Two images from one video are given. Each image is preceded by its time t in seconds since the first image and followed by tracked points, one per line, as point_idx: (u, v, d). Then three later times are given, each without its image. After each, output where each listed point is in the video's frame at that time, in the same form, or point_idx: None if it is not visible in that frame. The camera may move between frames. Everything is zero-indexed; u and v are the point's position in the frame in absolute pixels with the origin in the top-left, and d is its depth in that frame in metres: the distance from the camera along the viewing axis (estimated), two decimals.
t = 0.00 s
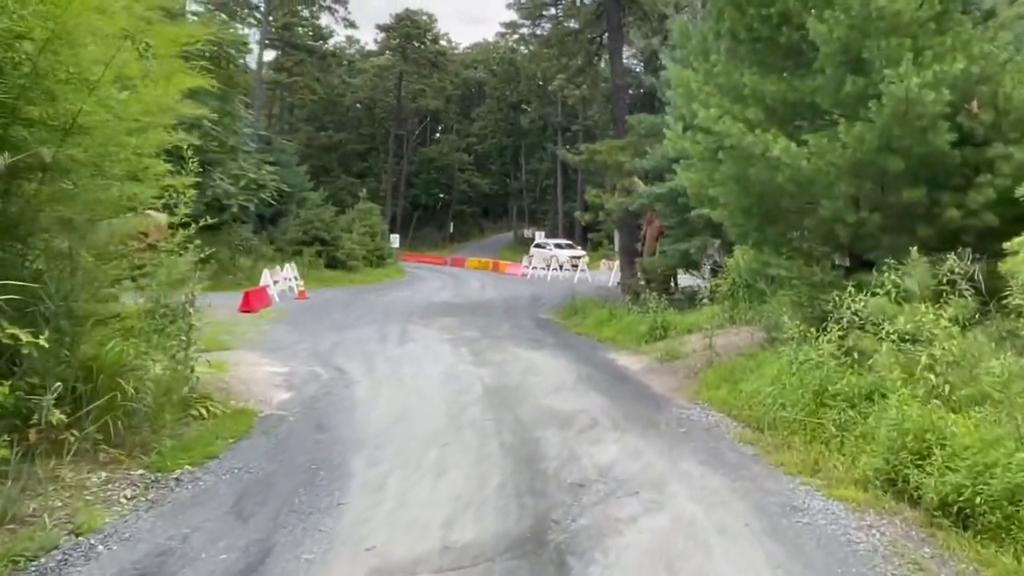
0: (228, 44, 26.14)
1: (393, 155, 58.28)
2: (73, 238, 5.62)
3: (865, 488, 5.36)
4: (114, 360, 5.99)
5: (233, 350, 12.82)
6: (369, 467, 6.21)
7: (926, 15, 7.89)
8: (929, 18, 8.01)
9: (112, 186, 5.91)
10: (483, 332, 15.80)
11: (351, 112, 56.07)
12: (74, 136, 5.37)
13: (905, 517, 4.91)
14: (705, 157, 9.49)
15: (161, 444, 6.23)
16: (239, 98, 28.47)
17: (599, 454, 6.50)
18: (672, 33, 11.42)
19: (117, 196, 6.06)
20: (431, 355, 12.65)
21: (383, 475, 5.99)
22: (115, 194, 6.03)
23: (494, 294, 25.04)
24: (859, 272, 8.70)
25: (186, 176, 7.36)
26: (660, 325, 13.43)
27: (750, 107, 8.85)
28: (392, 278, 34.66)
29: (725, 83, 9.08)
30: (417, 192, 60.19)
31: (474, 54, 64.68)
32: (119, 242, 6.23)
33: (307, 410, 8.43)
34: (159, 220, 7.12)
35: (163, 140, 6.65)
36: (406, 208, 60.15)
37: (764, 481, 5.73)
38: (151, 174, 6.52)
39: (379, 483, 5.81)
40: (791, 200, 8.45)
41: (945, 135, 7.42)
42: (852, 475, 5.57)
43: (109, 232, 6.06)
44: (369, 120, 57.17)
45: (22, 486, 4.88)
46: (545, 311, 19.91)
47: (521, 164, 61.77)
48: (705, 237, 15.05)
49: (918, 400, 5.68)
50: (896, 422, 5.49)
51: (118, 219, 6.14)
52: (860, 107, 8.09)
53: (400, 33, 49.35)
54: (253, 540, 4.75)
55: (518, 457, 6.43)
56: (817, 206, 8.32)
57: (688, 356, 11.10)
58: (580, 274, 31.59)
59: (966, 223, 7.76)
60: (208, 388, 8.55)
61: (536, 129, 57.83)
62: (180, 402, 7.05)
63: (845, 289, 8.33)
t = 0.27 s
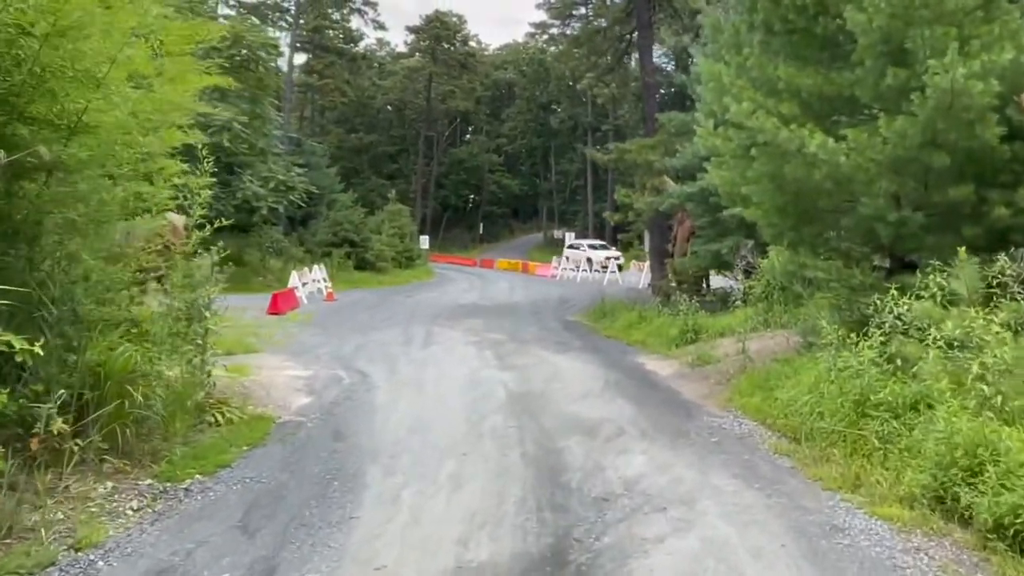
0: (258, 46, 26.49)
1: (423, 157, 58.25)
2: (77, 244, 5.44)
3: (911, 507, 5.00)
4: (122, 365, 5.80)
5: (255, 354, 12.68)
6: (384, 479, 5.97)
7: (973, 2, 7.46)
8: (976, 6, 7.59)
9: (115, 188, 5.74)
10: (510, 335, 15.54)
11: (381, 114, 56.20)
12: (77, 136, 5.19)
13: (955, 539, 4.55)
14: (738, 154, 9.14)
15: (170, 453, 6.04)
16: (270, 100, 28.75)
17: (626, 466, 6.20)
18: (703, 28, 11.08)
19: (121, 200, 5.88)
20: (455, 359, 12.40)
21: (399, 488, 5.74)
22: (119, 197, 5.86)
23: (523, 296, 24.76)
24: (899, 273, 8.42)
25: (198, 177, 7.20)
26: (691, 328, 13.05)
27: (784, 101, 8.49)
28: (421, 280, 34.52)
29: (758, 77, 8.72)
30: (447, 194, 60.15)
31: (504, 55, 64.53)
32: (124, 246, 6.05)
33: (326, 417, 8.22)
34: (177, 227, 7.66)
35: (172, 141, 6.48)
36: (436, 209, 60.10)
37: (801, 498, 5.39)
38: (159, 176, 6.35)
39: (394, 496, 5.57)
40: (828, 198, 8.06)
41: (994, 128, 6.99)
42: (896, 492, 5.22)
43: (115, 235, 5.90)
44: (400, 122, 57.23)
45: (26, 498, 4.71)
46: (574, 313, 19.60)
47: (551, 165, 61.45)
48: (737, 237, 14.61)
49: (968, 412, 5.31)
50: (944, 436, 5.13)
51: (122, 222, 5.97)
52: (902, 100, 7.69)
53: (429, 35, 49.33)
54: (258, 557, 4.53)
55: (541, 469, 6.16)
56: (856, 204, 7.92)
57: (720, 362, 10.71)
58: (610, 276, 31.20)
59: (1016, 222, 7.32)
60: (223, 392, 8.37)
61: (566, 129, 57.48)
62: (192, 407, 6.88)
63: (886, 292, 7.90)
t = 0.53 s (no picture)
0: (290, 48, 26.80)
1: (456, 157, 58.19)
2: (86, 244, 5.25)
3: (964, 528, 4.63)
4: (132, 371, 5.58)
5: (280, 355, 12.56)
6: (402, 488, 5.73)
7: None
8: None
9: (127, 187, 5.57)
10: (540, 336, 15.27)
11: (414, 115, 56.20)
12: (87, 132, 5.02)
13: (1013, 564, 4.19)
14: (775, 149, 8.77)
15: (182, 460, 5.86)
16: (302, 101, 28.99)
17: (656, 477, 5.89)
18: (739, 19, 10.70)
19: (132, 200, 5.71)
20: (482, 361, 12.15)
21: (416, 499, 5.50)
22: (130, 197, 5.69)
23: (554, 296, 24.47)
24: (950, 274, 8.01)
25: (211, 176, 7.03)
26: (726, 329, 12.67)
27: (824, 93, 8.10)
28: (452, 280, 34.37)
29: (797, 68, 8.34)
30: (479, 194, 60.02)
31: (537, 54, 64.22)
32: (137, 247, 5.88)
33: (347, 420, 8.03)
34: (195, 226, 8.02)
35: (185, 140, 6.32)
36: (469, 209, 60.01)
37: (844, 515, 5.04)
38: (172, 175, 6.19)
39: (411, 508, 5.32)
40: (871, 195, 7.67)
41: None
42: (947, 511, 4.85)
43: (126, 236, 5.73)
44: (432, 122, 57.20)
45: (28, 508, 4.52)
46: (606, 313, 19.27)
47: (584, 164, 61.00)
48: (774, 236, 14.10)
49: None
50: (1001, 451, 4.75)
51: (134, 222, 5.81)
52: (951, 91, 7.27)
53: (462, 34, 49.17)
54: (265, 571, 4.31)
55: (567, 479, 5.88)
56: (901, 201, 7.52)
57: (755, 365, 10.33)
58: (644, 275, 30.75)
59: None
60: (243, 394, 8.20)
61: (600, 128, 56.97)
62: (206, 412, 6.69)
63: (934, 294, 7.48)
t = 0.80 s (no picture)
0: (325, 48, 27.06)
1: (491, 156, 57.97)
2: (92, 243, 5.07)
3: None
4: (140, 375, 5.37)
5: (307, 355, 12.41)
6: (420, 497, 5.48)
7: None
8: None
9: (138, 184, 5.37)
10: (572, 337, 14.96)
11: (449, 114, 56.12)
12: (92, 127, 4.81)
13: None
14: (816, 142, 8.36)
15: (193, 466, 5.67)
16: (337, 101, 29.13)
17: (689, 489, 5.56)
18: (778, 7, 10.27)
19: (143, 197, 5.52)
20: (511, 363, 11.87)
21: (434, 510, 5.23)
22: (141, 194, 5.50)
23: (588, 296, 24.10)
24: (1004, 274, 7.55)
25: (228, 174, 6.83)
26: (765, 331, 12.24)
27: (869, 83, 7.67)
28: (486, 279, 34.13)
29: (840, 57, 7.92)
30: (514, 193, 59.77)
31: (572, 51, 63.75)
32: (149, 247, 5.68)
33: (369, 424, 7.81)
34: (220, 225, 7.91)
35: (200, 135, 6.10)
36: (504, 208, 59.78)
37: (892, 534, 4.67)
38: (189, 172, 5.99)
39: (427, 519, 5.06)
40: (920, 190, 7.24)
41: None
42: (1006, 532, 4.47)
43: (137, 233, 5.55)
44: (468, 121, 57.04)
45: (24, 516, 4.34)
46: (640, 314, 18.88)
47: (620, 163, 60.40)
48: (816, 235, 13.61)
49: None
50: None
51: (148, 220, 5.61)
52: (1007, 78, 6.81)
53: (497, 33, 48.91)
54: None
55: (593, 490, 5.58)
56: (952, 197, 7.08)
57: (795, 369, 9.91)
58: (680, 275, 30.22)
59: None
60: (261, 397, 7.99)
61: (636, 126, 56.33)
62: (222, 416, 6.50)
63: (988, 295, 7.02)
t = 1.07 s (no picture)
0: (360, 45, 27.16)
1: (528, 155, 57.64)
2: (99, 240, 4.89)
3: None
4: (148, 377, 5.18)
5: (335, 354, 12.25)
6: (438, 508, 5.20)
7: None
8: None
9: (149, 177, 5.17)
10: (605, 337, 14.61)
11: (486, 112, 55.91)
12: (97, 118, 4.60)
13: None
14: (863, 134, 7.92)
15: (204, 471, 5.48)
16: (372, 99, 29.13)
17: (724, 503, 5.21)
18: None
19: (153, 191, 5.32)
20: (542, 364, 11.55)
21: (451, 522, 4.95)
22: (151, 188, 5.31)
23: (624, 296, 23.68)
24: None
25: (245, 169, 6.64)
26: (807, 333, 11.76)
27: (920, 71, 7.21)
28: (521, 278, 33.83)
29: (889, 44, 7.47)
30: (551, 191, 59.37)
31: (610, 48, 63.15)
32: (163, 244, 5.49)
33: (391, 427, 7.57)
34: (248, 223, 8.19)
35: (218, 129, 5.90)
36: (540, 207, 59.44)
37: (946, 557, 4.28)
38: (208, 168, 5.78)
39: (444, 532, 4.78)
40: (975, 184, 6.78)
41: None
42: None
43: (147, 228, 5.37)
44: (505, 119, 56.78)
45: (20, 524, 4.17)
46: (677, 314, 18.43)
47: (658, 160, 59.65)
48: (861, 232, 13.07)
49: None
50: None
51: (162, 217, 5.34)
52: None
53: (534, 30, 48.55)
54: None
55: (621, 502, 5.25)
56: (1010, 191, 6.61)
57: (838, 373, 9.44)
58: (719, 275, 29.60)
59: None
60: (280, 398, 7.79)
61: (675, 123, 55.55)
62: (237, 419, 6.31)
63: None
